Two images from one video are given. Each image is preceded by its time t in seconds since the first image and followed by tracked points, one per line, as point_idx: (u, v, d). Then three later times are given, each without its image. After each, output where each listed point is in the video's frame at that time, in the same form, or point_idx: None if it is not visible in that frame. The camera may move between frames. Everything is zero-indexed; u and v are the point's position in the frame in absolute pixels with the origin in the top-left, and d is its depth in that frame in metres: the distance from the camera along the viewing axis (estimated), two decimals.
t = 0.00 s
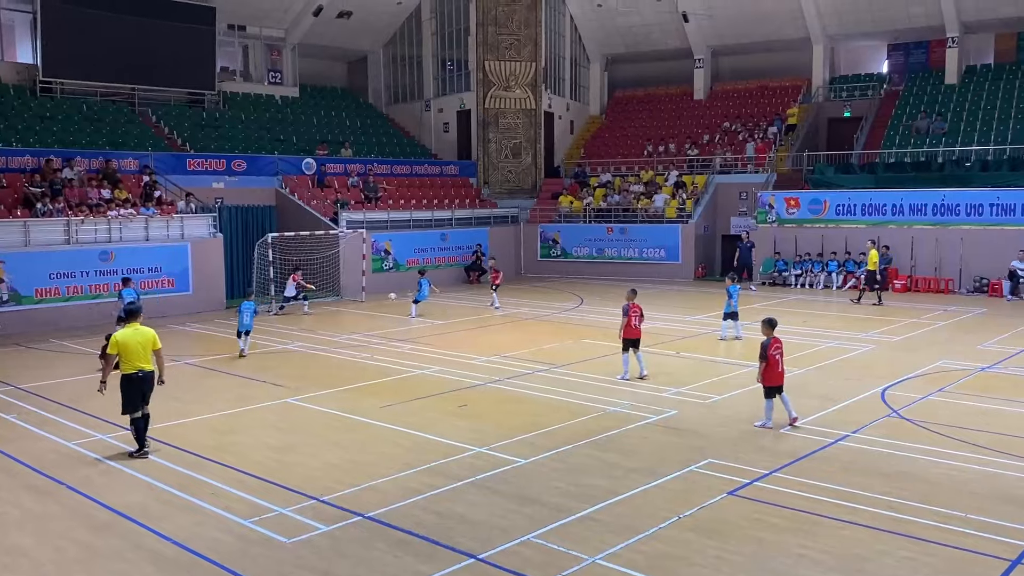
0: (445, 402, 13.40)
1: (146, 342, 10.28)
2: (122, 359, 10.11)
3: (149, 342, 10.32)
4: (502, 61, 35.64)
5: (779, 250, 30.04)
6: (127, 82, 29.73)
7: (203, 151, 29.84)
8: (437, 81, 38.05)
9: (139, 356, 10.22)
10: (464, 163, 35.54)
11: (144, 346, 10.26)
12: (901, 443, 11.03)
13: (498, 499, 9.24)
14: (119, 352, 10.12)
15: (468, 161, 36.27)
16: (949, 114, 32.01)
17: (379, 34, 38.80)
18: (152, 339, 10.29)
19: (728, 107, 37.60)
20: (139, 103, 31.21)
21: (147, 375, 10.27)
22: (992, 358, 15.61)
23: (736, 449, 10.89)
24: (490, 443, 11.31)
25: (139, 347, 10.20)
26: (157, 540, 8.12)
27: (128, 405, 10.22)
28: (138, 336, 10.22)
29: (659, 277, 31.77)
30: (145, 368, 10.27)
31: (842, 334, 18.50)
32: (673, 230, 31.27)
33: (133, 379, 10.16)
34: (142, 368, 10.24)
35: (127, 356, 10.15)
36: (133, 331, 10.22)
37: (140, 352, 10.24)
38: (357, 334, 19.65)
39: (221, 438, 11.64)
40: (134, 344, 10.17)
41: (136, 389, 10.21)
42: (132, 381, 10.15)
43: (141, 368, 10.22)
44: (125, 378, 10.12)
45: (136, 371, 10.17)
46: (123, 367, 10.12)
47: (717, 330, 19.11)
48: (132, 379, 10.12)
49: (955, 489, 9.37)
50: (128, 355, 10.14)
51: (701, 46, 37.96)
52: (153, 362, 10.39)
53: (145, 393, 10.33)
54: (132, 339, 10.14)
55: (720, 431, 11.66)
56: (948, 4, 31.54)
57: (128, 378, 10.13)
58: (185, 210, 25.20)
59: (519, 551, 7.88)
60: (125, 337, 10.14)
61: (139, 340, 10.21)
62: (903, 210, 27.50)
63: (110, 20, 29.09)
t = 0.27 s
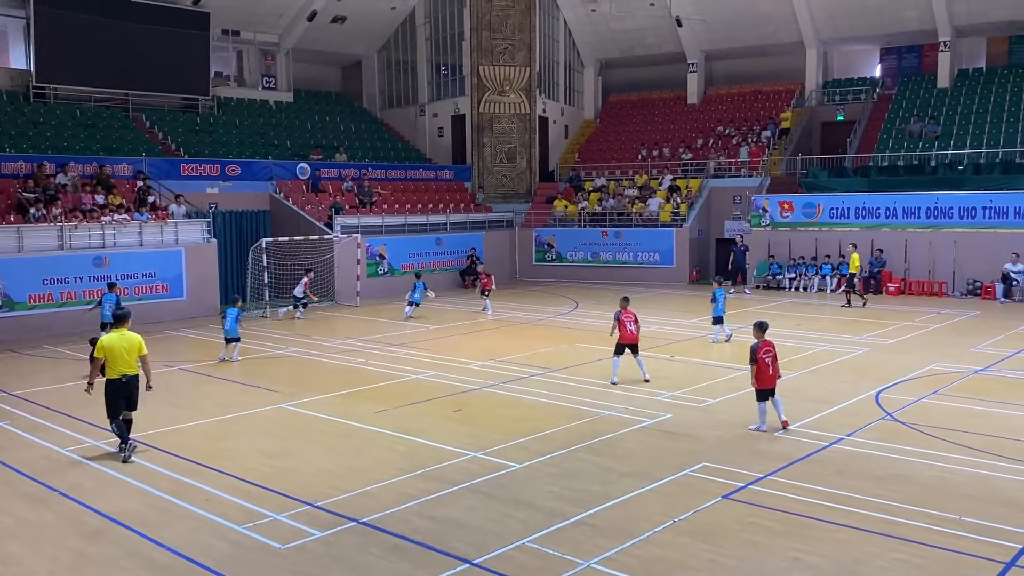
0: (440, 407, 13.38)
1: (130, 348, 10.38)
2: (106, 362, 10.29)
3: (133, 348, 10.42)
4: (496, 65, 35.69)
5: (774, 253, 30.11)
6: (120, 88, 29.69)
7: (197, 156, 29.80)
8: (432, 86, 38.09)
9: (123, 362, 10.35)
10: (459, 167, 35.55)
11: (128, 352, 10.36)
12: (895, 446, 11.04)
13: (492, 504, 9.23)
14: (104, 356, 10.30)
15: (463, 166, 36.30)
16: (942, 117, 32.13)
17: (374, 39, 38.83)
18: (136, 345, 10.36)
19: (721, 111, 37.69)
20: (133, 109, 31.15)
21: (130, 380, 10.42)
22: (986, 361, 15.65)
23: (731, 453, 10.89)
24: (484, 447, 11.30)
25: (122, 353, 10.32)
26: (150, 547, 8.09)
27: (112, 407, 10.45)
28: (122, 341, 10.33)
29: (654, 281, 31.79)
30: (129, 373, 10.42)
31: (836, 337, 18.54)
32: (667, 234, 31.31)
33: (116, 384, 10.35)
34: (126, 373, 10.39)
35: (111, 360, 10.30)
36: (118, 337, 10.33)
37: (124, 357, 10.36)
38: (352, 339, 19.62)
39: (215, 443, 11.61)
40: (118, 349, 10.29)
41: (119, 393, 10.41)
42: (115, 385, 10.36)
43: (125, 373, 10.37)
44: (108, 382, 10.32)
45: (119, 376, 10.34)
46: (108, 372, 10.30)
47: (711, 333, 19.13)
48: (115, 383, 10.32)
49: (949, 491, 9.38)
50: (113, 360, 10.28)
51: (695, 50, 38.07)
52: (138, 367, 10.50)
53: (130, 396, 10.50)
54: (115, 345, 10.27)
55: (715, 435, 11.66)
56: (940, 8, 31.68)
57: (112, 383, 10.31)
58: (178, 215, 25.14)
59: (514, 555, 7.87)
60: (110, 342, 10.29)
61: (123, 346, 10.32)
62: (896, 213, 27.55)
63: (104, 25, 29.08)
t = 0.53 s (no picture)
0: (432, 412, 13.35)
1: (108, 351, 10.47)
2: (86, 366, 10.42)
3: (113, 351, 10.52)
4: (486, 70, 35.75)
5: (764, 257, 30.21)
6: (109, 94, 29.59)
7: (186, 162, 29.72)
8: (422, 91, 38.11)
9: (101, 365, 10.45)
10: (450, 172, 35.55)
11: (107, 355, 10.46)
12: (886, 448, 11.07)
13: (484, 509, 9.20)
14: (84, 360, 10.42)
15: (453, 170, 36.31)
16: (930, 121, 32.33)
17: (364, 44, 38.82)
18: (113, 347, 10.46)
19: (711, 116, 37.82)
20: (122, 115, 31.03)
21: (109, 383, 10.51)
22: (975, 363, 15.72)
23: (722, 456, 10.90)
24: (476, 452, 11.28)
25: (101, 356, 10.43)
26: (139, 555, 8.03)
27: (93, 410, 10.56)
28: (101, 344, 10.43)
29: (644, 285, 31.83)
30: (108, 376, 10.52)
31: (826, 340, 18.60)
32: (658, 238, 31.38)
33: (98, 387, 10.45)
34: (107, 375, 10.50)
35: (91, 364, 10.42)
36: (98, 340, 10.44)
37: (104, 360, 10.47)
38: (343, 344, 19.57)
39: (205, 450, 11.55)
40: (96, 353, 10.41)
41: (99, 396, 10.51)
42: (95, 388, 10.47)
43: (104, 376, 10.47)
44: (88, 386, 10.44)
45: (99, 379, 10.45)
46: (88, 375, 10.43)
47: (702, 337, 19.16)
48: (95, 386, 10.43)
49: (940, 493, 9.41)
50: (92, 363, 10.39)
51: (684, 55, 38.20)
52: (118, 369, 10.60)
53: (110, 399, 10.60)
54: (93, 349, 10.38)
55: (706, 439, 11.67)
56: (927, 12, 31.89)
57: (94, 386, 10.41)
58: (168, 221, 25.03)
59: (506, 560, 7.85)
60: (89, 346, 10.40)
61: (102, 349, 10.42)
62: (885, 216, 27.72)
63: (93, 31, 29.02)
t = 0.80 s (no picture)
0: (421, 417, 13.33)
1: (83, 357, 10.46)
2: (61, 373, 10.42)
3: (87, 357, 10.50)
4: (474, 74, 35.78)
5: (751, 260, 30.29)
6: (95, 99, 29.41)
7: (173, 168, 29.60)
8: (410, 95, 38.11)
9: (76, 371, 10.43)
10: (438, 176, 35.56)
11: (82, 361, 10.46)
12: (874, 449, 11.12)
13: (473, 514, 9.19)
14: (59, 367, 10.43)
15: (442, 174, 36.30)
16: (915, 123, 32.56)
17: (351, 49, 38.79)
18: (88, 352, 10.46)
19: (698, 119, 37.96)
20: (108, 120, 30.86)
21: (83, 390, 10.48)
22: (960, 364, 15.84)
23: (711, 458, 10.93)
24: (465, 457, 11.27)
25: (75, 363, 10.41)
26: (127, 563, 7.98)
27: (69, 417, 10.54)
28: (76, 351, 10.44)
29: (633, 288, 31.89)
30: (83, 382, 10.49)
31: (813, 342, 18.69)
32: (646, 241, 31.44)
33: (73, 393, 10.42)
34: (81, 382, 10.47)
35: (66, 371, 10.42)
36: (73, 347, 10.46)
37: (78, 367, 10.45)
38: (331, 350, 19.51)
39: (193, 457, 11.48)
40: (71, 359, 10.40)
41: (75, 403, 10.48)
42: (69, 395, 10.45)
43: (79, 383, 10.45)
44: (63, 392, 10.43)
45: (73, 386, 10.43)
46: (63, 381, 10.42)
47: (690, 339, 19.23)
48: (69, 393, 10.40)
49: (926, 494, 9.46)
50: (66, 370, 10.38)
51: (671, 59, 38.35)
52: (92, 376, 10.58)
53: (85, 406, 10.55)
54: (68, 355, 10.38)
55: (696, 441, 11.70)
56: (911, 16, 32.17)
57: (69, 392, 10.39)
58: (155, 227, 24.89)
59: (496, 565, 7.84)
60: (63, 352, 10.42)
61: (77, 355, 10.43)
62: (872, 218, 27.91)
63: (80, 37, 28.91)
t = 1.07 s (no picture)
0: (408, 421, 13.27)
1: (57, 359, 10.70)
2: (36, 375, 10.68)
3: (62, 359, 10.73)
4: (460, 78, 35.74)
5: (738, 262, 30.36)
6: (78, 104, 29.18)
7: (157, 172, 29.42)
8: (396, 99, 38.06)
9: (51, 373, 10.67)
10: (425, 179, 35.52)
11: (56, 363, 10.70)
12: (860, 450, 11.14)
13: (460, 519, 9.14)
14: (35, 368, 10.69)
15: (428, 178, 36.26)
16: (899, 125, 32.78)
17: (337, 52, 38.71)
18: (60, 354, 10.68)
19: (684, 122, 38.07)
20: (91, 124, 30.66)
21: (58, 391, 10.71)
22: (945, 364, 15.92)
23: (699, 460, 10.92)
24: (452, 461, 11.21)
25: (50, 364, 10.66)
26: (109, 571, 7.89)
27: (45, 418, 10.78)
28: (51, 352, 10.69)
29: (620, 291, 31.92)
30: (57, 383, 10.72)
31: (800, 343, 18.74)
32: (633, 243, 31.48)
33: (48, 394, 10.66)
34: (55, 384, 10.70)
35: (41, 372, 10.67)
36: (47, 349, 10.72)
37: (52, 368, 10.69)
38: (317, 354, 19.43)
39: (177, 463, 11.38)
40: (46, 361, 10.66)
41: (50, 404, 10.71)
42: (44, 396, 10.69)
43: (54, 384, 10.69)
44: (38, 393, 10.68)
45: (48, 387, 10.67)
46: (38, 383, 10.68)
47: (677, 342, 19.25)
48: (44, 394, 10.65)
49: (913, 494, 9.49)
50: (40, 371, 10.64)
51: (656, 62, 38.46)
52: (67, 377, 10.80)
53: (61, 407, 10.77)
54: (43, 357, 10.64)
55: (683, 443, 11.69)
56: (894, 18, 32.41)
57: (44, 394, 10.64)
58: (139, 232, 24.72)
59: (483, 570, 7.79)
60: (38, 354, 10.69)
61: (51, 356, 10.68)
62: (857, 220, 28.05)
63: (64, 41, 28.66)
